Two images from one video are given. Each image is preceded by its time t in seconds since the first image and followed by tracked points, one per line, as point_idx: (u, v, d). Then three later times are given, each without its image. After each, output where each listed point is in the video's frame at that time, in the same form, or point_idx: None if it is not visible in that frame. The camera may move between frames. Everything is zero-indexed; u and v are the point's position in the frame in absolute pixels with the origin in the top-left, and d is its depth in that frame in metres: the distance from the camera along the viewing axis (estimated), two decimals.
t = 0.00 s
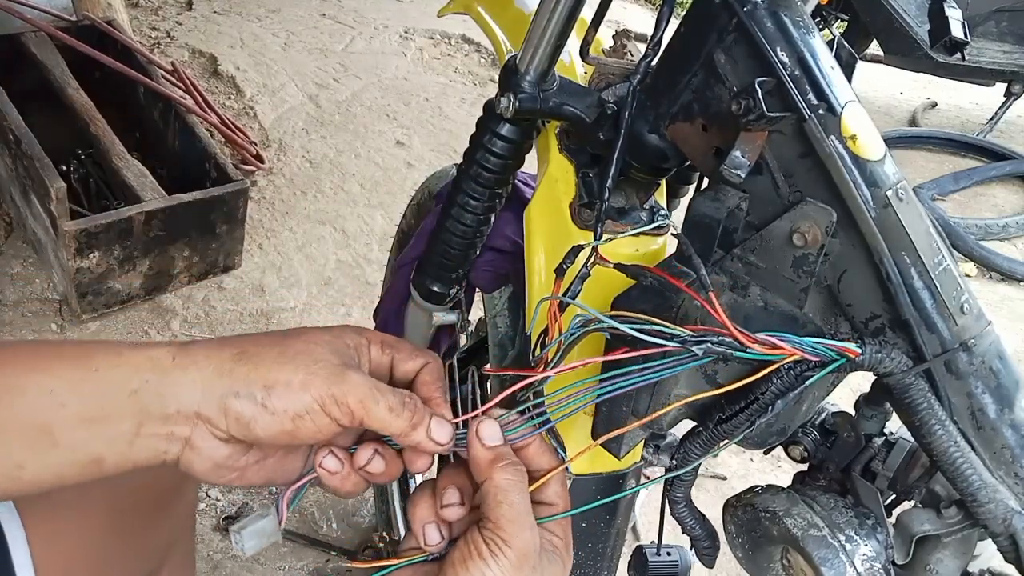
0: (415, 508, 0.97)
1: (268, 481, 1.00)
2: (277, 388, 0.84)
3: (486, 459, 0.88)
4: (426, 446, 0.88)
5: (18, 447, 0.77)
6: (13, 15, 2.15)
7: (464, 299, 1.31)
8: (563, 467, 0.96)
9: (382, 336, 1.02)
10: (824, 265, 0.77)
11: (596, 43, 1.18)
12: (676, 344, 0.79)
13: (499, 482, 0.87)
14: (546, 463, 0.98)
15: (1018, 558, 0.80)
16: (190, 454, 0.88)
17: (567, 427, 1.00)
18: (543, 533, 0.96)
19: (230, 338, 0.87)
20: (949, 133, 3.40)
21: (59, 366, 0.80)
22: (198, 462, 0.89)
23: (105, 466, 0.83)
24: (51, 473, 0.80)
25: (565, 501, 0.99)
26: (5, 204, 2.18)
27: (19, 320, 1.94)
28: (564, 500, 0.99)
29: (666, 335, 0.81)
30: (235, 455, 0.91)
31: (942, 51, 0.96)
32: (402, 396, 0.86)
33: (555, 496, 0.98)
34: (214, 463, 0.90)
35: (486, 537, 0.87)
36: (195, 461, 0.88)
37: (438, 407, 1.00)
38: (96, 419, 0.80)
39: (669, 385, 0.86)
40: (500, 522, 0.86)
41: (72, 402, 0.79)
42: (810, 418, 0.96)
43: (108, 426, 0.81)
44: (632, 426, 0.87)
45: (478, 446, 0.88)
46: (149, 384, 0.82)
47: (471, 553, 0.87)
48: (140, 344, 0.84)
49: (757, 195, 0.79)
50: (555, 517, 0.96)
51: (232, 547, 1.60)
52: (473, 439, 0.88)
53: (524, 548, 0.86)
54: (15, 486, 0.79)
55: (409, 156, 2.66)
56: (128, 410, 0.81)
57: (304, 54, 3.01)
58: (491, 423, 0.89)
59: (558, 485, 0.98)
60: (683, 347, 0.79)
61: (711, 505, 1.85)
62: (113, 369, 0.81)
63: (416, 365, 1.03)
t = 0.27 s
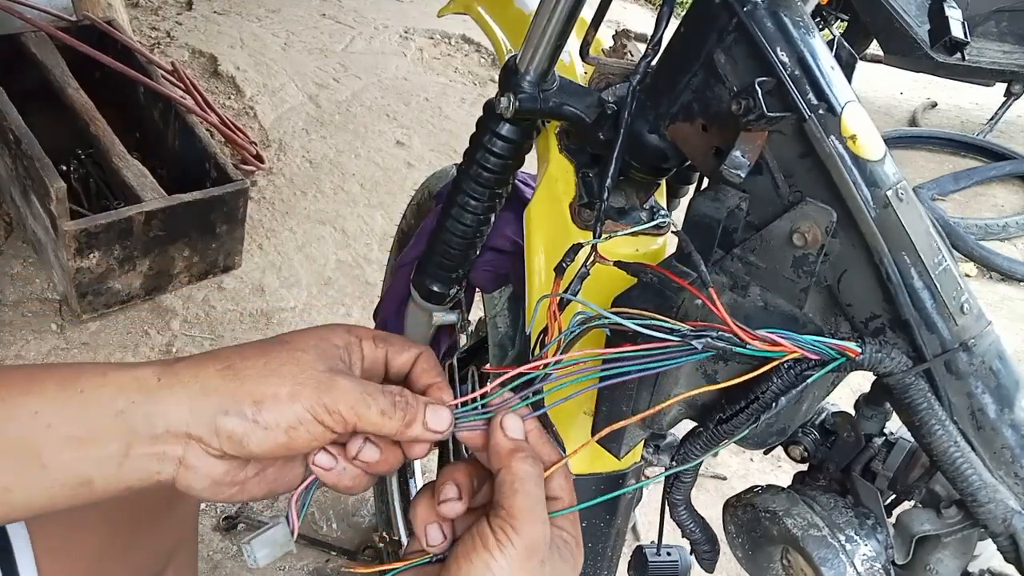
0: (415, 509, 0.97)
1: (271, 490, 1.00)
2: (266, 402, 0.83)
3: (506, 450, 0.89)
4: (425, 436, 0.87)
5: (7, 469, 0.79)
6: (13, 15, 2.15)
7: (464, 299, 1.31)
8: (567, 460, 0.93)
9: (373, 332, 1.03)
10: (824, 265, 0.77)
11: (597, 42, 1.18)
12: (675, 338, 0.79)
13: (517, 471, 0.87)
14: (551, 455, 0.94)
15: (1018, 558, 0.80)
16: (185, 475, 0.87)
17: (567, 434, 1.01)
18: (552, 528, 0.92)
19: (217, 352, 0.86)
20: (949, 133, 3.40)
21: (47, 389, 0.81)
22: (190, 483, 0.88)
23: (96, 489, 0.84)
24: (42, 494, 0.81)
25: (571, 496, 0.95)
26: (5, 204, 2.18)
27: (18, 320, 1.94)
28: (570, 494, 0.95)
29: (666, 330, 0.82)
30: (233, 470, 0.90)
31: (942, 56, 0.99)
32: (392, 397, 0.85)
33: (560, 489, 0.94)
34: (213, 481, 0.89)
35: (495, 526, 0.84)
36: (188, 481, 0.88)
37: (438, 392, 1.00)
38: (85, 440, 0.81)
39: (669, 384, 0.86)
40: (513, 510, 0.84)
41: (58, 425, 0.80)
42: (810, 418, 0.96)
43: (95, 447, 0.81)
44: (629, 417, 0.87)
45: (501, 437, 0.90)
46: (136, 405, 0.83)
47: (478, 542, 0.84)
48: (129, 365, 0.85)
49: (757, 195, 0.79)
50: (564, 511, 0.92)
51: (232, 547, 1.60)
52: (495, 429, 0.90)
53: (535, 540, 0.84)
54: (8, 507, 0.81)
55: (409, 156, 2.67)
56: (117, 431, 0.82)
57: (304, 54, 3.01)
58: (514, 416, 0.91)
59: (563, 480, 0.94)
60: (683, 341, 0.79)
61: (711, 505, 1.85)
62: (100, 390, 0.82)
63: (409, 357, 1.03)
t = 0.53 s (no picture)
0: (410, 495, 0.96)
1: (275, 494, 1.00)
2: (264, 406, 0.84)
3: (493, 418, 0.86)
4: (426, 444, 0.86)
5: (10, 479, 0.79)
6: (13, 15, 2.15)
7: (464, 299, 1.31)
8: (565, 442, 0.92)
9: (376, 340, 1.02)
10: (824, 265, 0.77)
11: (596, 43, 1.18)
12: (676, 339, 0.79)
13: (504, 438, 0.84)
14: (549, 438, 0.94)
15: (1018, 558, 0.80)
16: (186, 481, 0.87)
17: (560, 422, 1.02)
18: (549, 502, 0.90)
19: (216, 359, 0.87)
20: (949, 133, 3.40)
21: (46, 399, 0.81)
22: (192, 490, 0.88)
23: (100, 497, 0.84)
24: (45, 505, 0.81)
25: (569, 476, 0.95)
26: (5, 204, 2.18)
27: (18, 320, 1.94)
28: (569, 472, 0.95)
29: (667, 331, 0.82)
30: (234, 477, 0.90)
31: (941, 52, 0.97)
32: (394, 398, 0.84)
33: (560, 467, 0.94)
34: (214, 488, 0.89)
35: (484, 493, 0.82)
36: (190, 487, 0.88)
37: (439, 401, 0.99)
38: (87, 448, 0.81)
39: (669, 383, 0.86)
40: (503, 475, 0.82)
41: (61, 433, 0.80)
42: (810, 419, 0.96)
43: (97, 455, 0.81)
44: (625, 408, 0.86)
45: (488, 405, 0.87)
46: (137, 411, 0.83)
47: (468, 508, 0.81)
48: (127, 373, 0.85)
49: (757, 195, 0.79)
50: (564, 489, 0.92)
51: (232, 547, 1.60)
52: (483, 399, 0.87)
53: (525, 504, 0.82)
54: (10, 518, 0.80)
55: (409, 156, 2.66)
56: (119, 438, 0.82)
57: (304, 54, 3.01)
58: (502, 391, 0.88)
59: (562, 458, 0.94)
60: (683, 342, 0.79)
61: (711, 504, 1.85)
62: (100, 399, 0.82)
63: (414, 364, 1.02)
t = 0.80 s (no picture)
0: (416, 487, 0.97)
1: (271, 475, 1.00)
2: (270, 375, 0.83)
3: (514, 422, 0.85)
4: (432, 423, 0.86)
5: (17, 447, 0.78)
6: (13, 15, 2.15)
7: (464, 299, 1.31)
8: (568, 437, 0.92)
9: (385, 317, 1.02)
10: (824, 265, 0.77)
11: (596, 42, 1.18)
12: (677, 330, 0.79)
13: (523, 445, 0.84)
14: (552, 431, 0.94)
15: (1018, 557, 0.80)
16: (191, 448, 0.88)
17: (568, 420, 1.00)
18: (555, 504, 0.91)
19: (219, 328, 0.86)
20: (949, 133, 3.40)
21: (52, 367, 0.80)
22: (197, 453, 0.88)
23: (107, 465, 0.83)
24: (51, 474, 0.80)
25: (573, 472, 0.94)
26: (5, 204, 2.19)
27: (18, 320, 1.94)
28: (572, 469, 0.94)
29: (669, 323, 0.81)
30: (235, 444, 0.90)
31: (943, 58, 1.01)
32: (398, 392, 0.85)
33: (563, 463, 0.93)
34: (216, 455, 0.90)
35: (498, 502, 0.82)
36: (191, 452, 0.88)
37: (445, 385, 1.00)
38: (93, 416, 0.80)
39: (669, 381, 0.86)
40: (518, 483, 0.82)
41: (66, 400, 0.79)
42: (810, 419, 0.96)
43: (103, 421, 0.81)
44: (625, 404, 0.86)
45: (509, 408, 0.85)
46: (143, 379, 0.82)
47: (480, 516, 0.82)
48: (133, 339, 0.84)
49: (757, 194, 0.79)
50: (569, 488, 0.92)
51: (232, 547, 1.60)
52: (506, 400, 0.86)
53: (539, 515, 0.82)
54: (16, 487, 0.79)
55: (409, 155, 2.66)
56: (124, 406, 0.81)
57: (304, 54, 3.01)
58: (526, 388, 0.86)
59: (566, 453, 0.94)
60: (684, 332, 0.79)
61: (711, 504, 1.85)
62: (104, 365, 0.81)
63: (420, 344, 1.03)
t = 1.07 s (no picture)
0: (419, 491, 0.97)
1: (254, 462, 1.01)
2: (253, 376, 0.84)
3: (506, 431, 0.84)
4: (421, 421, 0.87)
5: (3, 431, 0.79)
6: (13, 15, 2.15)
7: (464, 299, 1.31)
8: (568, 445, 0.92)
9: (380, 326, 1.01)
10: (824, 265, 0.77)
11: (597, 43, 1.18)
12: (679, 337, 0.79)
13: (516, 454, 0.82)
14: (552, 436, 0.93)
15: (1018, 557, 0.80)
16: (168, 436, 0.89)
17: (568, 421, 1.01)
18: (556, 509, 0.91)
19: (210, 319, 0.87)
20: (949, 133, 3.40)
21: (38, 354, 0.80)
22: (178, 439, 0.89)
23: (93, 450, 0.84)
24: (34, 458, 0.81)
25: (575, 478, 0.95)
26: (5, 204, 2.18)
27: (18, 320, 1.94)
28: (574, 475, 0.95)
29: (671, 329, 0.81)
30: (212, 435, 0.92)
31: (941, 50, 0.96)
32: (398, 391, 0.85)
33: (564, 469, 0.94)
34: (193, 444, 0.91)
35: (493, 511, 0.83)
36: (171, 438, 0.89)
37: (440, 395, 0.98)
38: (80, 402, 0.81)
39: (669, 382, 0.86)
40: (511, 494, 0.82)
41: (51, 387, 0.80)
42: (811, 419, 0.96)
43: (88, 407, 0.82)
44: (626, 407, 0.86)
45: (502, 417, 0.84)
46: (129, 366, 0.83)
47: (476, 527, 0.83)
48: (118, 327, 0.85)
49: (757, 195, 0.79)
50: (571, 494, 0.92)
51: (232, 547, 1.60)
52: (497, 409, 0.84)
53: (533, 524, 0.82)
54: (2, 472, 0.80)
55: (409, 155, 2.66)
56: (109, 392, 0.82)
57: (304, 54, 3.01)
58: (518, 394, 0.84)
59: (567, 459, 0.94)
60: (687, 339, 0.79)
61: (712, 505, 1.85)
62: (89, 352, 0.82)
63: (411, 362, 1.01)
